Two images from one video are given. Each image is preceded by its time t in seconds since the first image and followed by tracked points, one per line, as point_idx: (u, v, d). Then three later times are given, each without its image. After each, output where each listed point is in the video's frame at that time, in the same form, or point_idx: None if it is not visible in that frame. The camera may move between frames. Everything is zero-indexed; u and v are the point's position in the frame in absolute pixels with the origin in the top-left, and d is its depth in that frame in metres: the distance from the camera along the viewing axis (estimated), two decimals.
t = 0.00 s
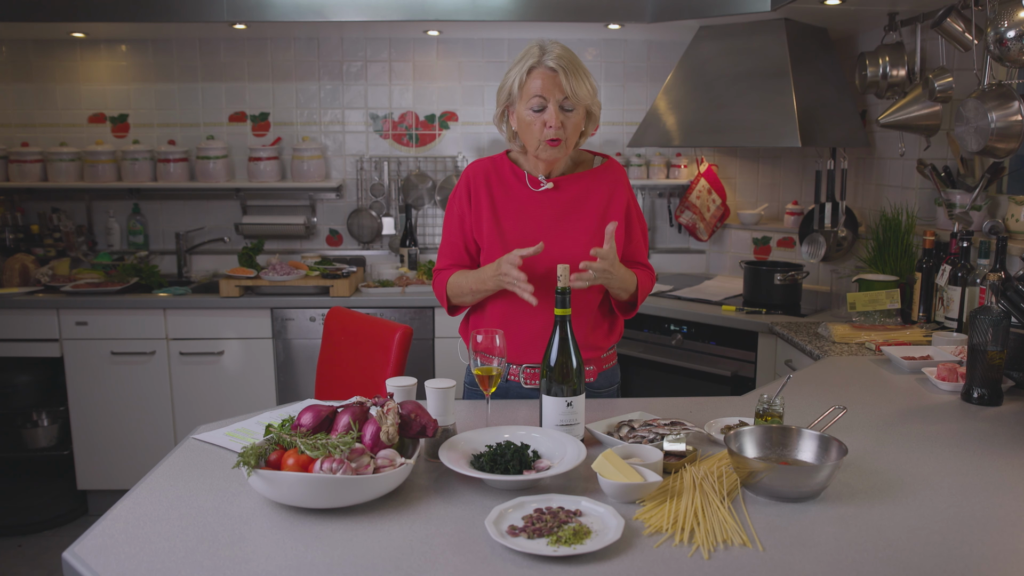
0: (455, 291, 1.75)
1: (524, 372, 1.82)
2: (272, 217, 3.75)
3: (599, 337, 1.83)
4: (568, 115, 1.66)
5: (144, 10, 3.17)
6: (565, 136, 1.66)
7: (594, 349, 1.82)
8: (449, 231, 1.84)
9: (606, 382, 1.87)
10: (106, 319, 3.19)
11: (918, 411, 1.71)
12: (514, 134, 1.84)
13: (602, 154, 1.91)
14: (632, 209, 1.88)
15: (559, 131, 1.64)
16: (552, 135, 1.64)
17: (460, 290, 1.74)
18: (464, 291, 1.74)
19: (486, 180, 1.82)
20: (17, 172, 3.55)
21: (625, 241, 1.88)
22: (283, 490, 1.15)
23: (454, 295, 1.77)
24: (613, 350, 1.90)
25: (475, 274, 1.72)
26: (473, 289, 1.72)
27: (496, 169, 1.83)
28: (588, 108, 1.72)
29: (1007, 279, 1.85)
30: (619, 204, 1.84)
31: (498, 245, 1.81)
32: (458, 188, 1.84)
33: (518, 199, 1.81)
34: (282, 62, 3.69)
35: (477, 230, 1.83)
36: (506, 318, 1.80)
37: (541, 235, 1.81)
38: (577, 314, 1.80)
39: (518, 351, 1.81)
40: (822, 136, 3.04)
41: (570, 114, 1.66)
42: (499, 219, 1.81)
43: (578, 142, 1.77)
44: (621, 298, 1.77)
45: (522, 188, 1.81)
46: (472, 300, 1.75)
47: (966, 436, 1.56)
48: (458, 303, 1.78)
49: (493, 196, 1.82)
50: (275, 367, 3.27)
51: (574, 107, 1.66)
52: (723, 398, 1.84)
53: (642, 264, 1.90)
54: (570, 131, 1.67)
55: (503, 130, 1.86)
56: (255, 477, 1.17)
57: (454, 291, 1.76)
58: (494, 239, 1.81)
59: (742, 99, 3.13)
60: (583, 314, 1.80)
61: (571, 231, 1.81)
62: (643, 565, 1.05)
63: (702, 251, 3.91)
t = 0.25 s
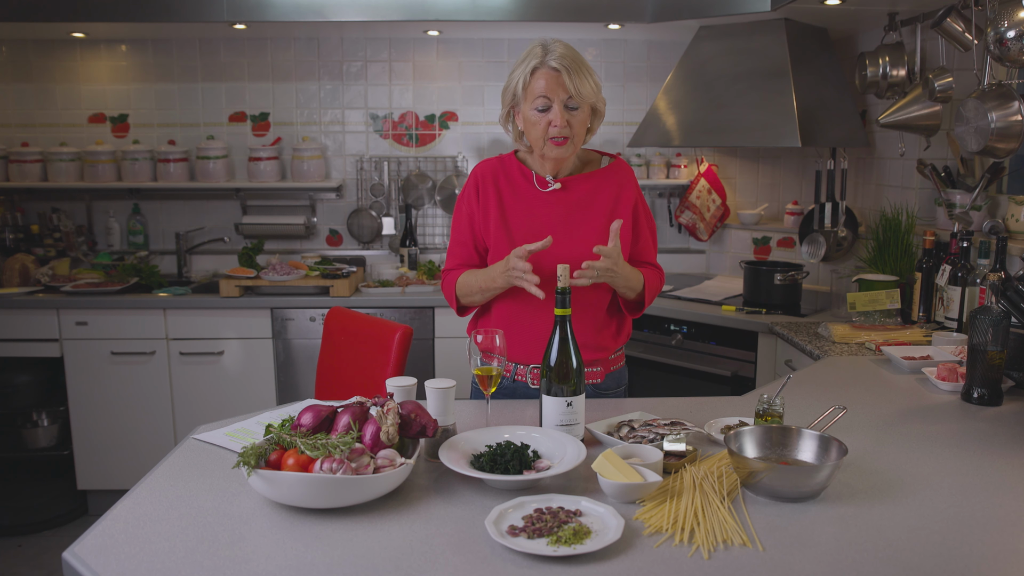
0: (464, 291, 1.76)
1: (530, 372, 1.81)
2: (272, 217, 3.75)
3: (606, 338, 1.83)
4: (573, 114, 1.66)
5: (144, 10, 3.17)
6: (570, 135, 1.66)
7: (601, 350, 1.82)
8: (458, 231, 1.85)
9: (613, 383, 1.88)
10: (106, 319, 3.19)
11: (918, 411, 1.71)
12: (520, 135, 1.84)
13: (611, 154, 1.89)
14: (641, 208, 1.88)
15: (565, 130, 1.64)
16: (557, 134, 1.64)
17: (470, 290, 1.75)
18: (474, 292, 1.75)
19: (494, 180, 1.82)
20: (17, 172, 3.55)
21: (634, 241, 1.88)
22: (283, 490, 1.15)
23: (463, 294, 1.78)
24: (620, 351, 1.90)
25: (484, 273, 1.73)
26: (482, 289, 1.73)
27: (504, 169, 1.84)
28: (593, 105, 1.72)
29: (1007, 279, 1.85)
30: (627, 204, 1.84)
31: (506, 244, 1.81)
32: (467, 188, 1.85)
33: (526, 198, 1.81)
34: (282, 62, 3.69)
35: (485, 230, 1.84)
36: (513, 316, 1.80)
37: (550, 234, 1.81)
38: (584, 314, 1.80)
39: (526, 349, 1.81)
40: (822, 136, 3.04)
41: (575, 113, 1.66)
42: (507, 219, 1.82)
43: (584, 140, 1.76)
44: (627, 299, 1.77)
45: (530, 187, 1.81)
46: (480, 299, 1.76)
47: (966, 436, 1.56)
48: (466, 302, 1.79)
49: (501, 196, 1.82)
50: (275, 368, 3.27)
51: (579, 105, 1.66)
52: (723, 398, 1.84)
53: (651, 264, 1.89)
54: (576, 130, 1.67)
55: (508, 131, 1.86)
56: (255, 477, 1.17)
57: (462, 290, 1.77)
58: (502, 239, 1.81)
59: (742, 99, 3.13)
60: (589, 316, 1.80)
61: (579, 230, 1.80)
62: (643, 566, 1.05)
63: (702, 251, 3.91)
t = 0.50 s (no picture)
0: (470, 292, 1.78)
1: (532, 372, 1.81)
2: (272, 217, 3.75)
3: (610, 340, 1.83)
4: (576, 114, 1.66)
5: (144, 10, 3.17)
6: (573, 134, 1.66)
7: (605, 351, 1.82)
8: (464, 230, 1.86)
9: (617, 384, 1.88)
10: (106, 319, 3.19)
11: (918, 411, 1.71)
12: (527, 134, 1.84)
13: (618, 156, 1.89)
14: (647, 210, 1.86)
15: (567, 130, 1.65)
16: (558, 133, 1.65)
17: (476, 291, 1.77)
18: (481, 294, 1.77)
19: (499, 180, 1.83)
20: (17, 172, 3.55)
21: (639, 242, 1.87)
22: (283, 490, 1.15)
23: (468, 294, 1.79)
24: (625, 353, 1.90)
25: (490, 276, 1.75)
26: (487, 290, 1.74)
27: (511, 169, 1.84)
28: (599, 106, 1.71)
29: (1007, 279, 1.85)
30: (632, 206, 1.83)
31: (511, 245, 1.82)
32: (474, 187, 1.85)
33: (532, 199, 1.81)
34: (282, 62, 3.69)
35: (491, 230, 1.85)
36: (517, 317, 1.80)
37: (554, 235, 1.81)
38: (588, 317, 1.80)
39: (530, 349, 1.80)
40: (822, 136, 3.04)
41: (579, 112, 1.66)
42: (512, 219, 1.82)
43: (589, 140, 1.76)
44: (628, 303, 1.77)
45: (535, 188, 1.81)
46: (486, 300, 1.77)
47: (966, 436, 1.56)
48: (472, 302, 1.81)
49: (507, 197, 1.83)
50: (274, 368, 3.27)
51: (583, 105, 1.65)
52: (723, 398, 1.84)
53: (657, 266, 1.89)
54: (579, 129, 1.67)
55: (516, 129, 1.86)
56: (255, 477, 1.17)
57: (468, 291, 1.79)
58: (507, 240, 1.82)
59: (742, 99, 3.13)
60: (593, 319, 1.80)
61: (583, 232, 1.80)
62: (643, 566, 1.05)
63: (702, 251, 3.91)
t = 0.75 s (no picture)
0: (472, 290, 1.79)
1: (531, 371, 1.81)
2: (272, 217, 3.75)
3: (611, 340, 1.83)
4: (577, 114, 1.66)
5: (143, 10, 3.17)
6: (573, 133, 1.66)
7: (605, 351, 1.82)
8: (467, 229, 1.87)
9: (616, 385, 1.88)
10: (106, 319, 3.19)
11: (918, 411, 1.71)
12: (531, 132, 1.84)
13: (622, 158, 1.90)
14: (650, 212, 1.86)
15: (567, 129, 1.65)
16: (558, 132, 1.65)
17: (477, 290, 1.78)
18: (481, 294, 1.78)
19: (502, 178, 1.83)
20: (17, 172, 3.55)
21: (641, 245, 1.87)
22: (283, 491, 1.15)
23: (469, 292, 1.81)
24: (625, 354, 1.90)
25: (491, 277, 1.76)
26: (487, 289, 1.75)
27: (514, 167, 1.84)
28: (602, 106, 1.71)
29: (1007, 279, 1.85)
30: (634, 208, 1.82)
31: (512, 244, 1.82)
32: (477, 186, 1.86)
33: (534, 198, 1.81)
34: (282, 62, 3.69)
35: (493, 228, 1.85)
36: (518, 316, 1.80)
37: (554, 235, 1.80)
38: (588, 318, 1.80)
39: (530, 348, 1.80)
40: (822, 136, 3.04)
41: (579, 112, 1.66)
42: (513, 218, 1.83)
43: (590, 140, 1.76)
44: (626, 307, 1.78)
45: (538, 187, 1.81)
46: (487, 299, 1.78)
47: (966, 436, 1.56)
48: (473, 300, 1.81)
49: (509, 196, 1.83)
50: (274, 368, 3.27)
51: (584, 105, 1.65)
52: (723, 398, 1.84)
53: (659, 270, 1.88)
54: (579, 129, 1.67)
55: (520, 127, 1.87)
56: (255, 477, 1.17)
57: (470, 289, 1.80)
58: (508, 239, 1.82)
59: (742, 99, 3.13)
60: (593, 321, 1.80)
61: (584, 233, 1.80)
62: (643, 565, 1.05)
63: (702, 251, 3.91)
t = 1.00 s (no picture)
0: (469, 293, 1.79)
1: (530, 372, 1.82)
2: (272, 217, 3.75)
3: (609, 340, 1.83)
4: (574, 113, 1.66)
5: (143, 10, 3.17)
6: (571, 132, 1.66)
7: (603, 351, 1.82)
8: (464, 230, 1.87)
9: (615, 385, 1.88)
10: (106, 318, 3.19)
11: (918, 411, 1.71)
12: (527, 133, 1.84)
13: (618, 156, 1.89)
14: (647, 211, 1.86)
15: (564, 127, 1.65)
16: (556, 131, 1.65)
17: (474, 293, 1.78)
18: (478, 297, 1.78)
19: (499, 179, 1.83)
20: (17, 172, 3.55)
21: (638, 245, 1.86)
22: (283, 491, 1.15)
23: (466, 295, 1.81)
24: (624, 354, 1.90)
25: (488, 280, 1.76)
26: (484, 290, 1.75)
27: (510, 168, 1.84)
28: (599, 107, 1.71)
29: (1007, 279, 1.85)
30: (631, 207, 1.82)
31: (508, 245, 1.82)
32: (473, 187, 1.86)
33: (530, 199, 1.82)
34: (282, 62, 3.69)
35: (489, 229, 1.85)
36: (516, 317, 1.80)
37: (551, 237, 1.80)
38: (587, 317, 1.80)
39: (529, 348, 1.81)
40: (822, 136, 3.04)
41: (577, 111, 1.66)
42: (510, 219, 1.83)
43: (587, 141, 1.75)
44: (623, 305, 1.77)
45: (535, 187, 1.82)
46: (483, 301, 1.78)
47: (966, 436, 1.56)
48: (471, 302, 1.81)
49: (505, 196, 1.83)
50: (274, 368, 3.27)
51: (582, 104, 1.65)
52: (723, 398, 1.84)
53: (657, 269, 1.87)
54: (576, 128, 1.66)
55: (516, 128, 1.86)
56: (255, 477, 1.17)
57: (466, 291, 1.80)
58: (505, 239, 1.82)
59: (742, 99, 3.13)
60: (592, 321, 1.81)
61: (581, 233, 1.80)
62: (643, 566, 1.05)
63: (702, 251, 3.91)
